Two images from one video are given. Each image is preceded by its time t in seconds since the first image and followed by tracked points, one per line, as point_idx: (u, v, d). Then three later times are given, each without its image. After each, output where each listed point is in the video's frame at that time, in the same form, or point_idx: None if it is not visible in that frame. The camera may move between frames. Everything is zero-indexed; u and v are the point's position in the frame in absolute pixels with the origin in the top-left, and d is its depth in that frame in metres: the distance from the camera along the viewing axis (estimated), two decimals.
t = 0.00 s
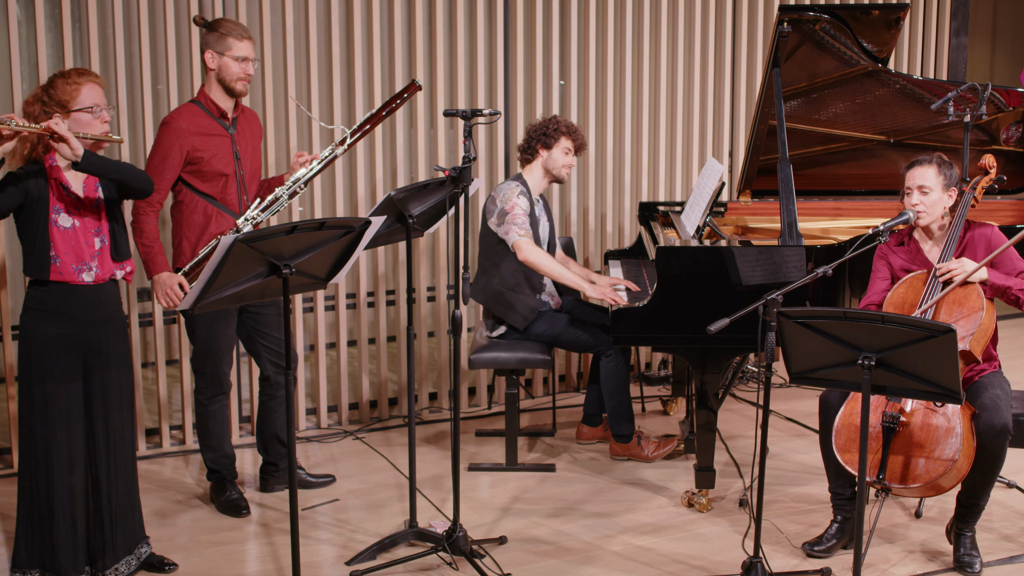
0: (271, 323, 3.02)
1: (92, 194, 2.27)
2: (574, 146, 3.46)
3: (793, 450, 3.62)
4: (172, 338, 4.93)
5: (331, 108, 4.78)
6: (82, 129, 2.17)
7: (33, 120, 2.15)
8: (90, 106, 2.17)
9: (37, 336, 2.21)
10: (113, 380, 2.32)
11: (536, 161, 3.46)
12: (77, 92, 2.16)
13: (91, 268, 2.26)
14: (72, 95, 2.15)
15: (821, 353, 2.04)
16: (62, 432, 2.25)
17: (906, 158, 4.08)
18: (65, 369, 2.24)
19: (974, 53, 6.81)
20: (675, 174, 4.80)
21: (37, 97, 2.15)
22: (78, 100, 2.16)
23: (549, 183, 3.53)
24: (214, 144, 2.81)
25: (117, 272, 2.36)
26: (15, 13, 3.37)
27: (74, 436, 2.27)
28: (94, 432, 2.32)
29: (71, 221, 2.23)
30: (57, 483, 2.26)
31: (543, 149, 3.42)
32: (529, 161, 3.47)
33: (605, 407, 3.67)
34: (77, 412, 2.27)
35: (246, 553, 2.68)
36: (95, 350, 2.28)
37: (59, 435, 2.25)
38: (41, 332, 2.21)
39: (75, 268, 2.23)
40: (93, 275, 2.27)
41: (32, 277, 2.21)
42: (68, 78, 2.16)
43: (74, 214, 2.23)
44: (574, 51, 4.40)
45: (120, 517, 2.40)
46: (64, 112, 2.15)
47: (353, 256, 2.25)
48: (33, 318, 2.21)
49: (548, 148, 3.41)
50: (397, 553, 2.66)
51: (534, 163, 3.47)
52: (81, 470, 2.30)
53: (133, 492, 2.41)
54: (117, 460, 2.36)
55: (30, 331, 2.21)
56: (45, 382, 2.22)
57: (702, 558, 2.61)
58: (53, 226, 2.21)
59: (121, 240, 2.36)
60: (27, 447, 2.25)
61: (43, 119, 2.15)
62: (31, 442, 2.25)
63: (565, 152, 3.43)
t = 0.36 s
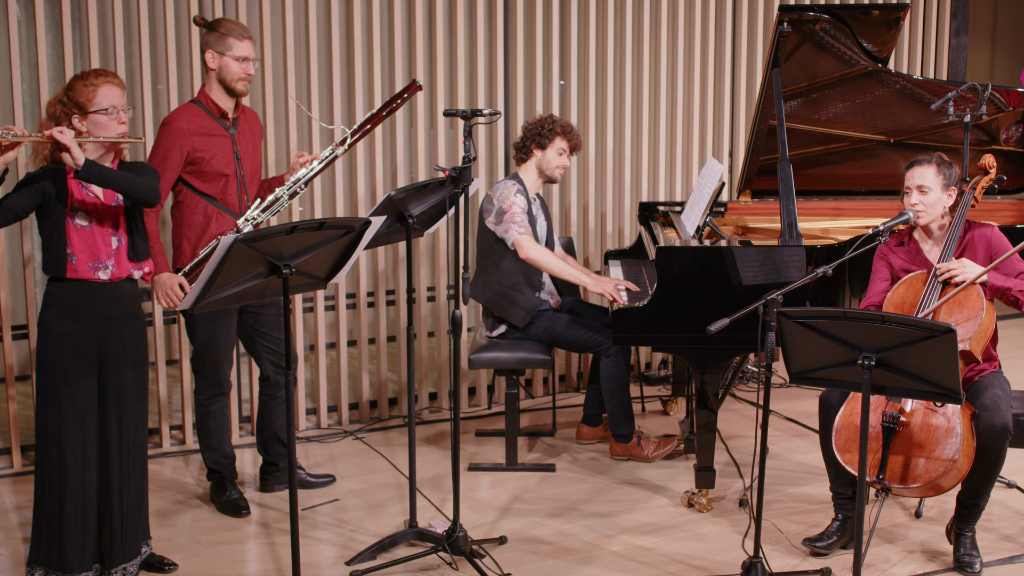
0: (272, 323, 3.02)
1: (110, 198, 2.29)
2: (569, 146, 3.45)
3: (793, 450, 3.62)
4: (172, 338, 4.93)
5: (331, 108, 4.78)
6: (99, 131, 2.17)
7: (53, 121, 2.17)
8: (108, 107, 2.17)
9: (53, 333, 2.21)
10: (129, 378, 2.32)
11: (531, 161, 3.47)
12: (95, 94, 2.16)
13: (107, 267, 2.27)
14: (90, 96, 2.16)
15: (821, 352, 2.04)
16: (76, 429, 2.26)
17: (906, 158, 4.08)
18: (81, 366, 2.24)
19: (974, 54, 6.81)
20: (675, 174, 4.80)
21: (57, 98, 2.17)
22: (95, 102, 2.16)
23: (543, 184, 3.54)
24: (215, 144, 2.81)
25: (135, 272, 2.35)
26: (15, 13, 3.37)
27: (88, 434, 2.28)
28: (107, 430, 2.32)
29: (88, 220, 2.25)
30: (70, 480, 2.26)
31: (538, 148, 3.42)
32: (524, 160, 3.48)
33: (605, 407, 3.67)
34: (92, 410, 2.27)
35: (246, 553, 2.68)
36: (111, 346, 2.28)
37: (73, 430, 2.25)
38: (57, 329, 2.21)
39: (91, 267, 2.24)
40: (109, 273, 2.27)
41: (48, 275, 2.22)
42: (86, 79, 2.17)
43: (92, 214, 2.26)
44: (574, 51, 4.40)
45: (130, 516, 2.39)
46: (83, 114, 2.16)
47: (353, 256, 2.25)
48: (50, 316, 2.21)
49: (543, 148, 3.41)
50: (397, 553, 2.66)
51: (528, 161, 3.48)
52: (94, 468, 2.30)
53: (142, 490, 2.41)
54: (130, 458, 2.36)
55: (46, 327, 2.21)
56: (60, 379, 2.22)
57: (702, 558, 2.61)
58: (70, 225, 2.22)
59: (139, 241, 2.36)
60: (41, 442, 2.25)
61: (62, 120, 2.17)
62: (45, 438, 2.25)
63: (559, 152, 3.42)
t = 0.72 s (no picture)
0: (273, 323, 3.03)
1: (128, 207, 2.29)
2: (569, 158, 3.44)
3: (793, 450, 3.62)
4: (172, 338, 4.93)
5: (331, 107, 4.78)
6: (116, 135, 2.20)
7: (71, 126, 2.19)
8: (123, 111, 2.18)
9: (67, 330, 2.22)
10: (142, 375, 2.33)
11: (528, 169, 3.47)
12: (109, 98, 2.17)
13: (123, 268, 2.27)
14: (105, 101, 2.16)
15: (821, 352, 2.04)
16: (88, 425, 2.26)
17: (906, 158, 4.08)
18: (94, 363, 2.25)
19: (974, 54, 6.81)
20: (675, 174, 4.80)
21: (73, 103, 2.18)
22: (111, 106, 2.17)
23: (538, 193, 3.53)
24: (215, 144, 2.81)
25: (151, 274, 2.35)
26: (15, 13, 3.37)
27: (100, 431, 2.28)
28: (119, 427, 2.32)
29: (105, 220, 2.25)
30: (82, 477, 2.27)
31: (535, 156, 3.43)
32: (522, 167, 3.48)
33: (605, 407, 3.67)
34: (104, 407, 2.28)
35: (246, 553, 2.68)
36: (124, 343, 2.28)
37: (85, 426, 2.25)
38: (71, 326, 2.22)
39: (106, 268, 2.24)
40: (124, 274, 2.27)
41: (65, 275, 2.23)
42: (99, 84, 2.17)
43: (109, 215, 2.26)
44: (574, 51, 4.40)
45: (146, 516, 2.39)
46: (99, 119, 2.18)
47: (353, 256, 2.25)
48: (63, 313, 2.22)
49: (541, 156, 3.41)
50: (397, 553, 2.66)
51: (525, 167, 3.48)
52: (107, 465, 2.31)
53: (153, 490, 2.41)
54: (143, 457, 2.36)
55: (60, 325, 2.22)
56: (73, 376, 2.23)
57: (702, 558, 2.61)
58: (86, 226, 2.23)
59: (156, 246, 2.36)
60: (52, 439, 2.26)
61: (79, 126, 2.19)
62: (58, 435, 2.25)
63: (558, 162, 3.42)
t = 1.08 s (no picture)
0: (273, 322, 3.02)
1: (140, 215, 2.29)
2: (569, 159, 3.45)
3: (793, 450, 3.62)
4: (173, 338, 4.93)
5: (331, 107, 4.78)
6: (133, 141, 2.20)
7: (87, 123, 2.19)
8: (143, 119, 2.20)
9: (76, 328, 2.23)
10: (151, 373, 2.32)
11: (530, 172, 3.47)
12: (131, 104, 2.18)
13: (131, 269, 2.26)
14: (126, 106, 2.17)
15: (821, 352, 2.04)
16: (96, 423, 2.26)
17: (906, 158, 4.08)
18: (102, 361, 2.25)
19: (974, 54, 6.81)
20: (675, 174, 4.80)
21: (92, 100, 2.18)
22: (131, 112, 2.18)
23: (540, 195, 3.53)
24: (216, 144, 2.81)
25: (160, 275, 2.33)
26: (15, 13, 3.36)
27: (107, 429, 2.28)
28: (126, 426, 2.32)
29: (115, 222, 2.25)
30: (89, 475, 2.27)
31: (537, 160, 3.43)
32: (523, 171, 3.48)
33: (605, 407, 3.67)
34: (112, 404, 2.28)
35: (246, 553, 2.68)
36: (134, 344, 2.29)
37: (93, 425, 2.26)
38: (80, 324, 2.23)
39: (115, 268, 2.24)
40: (132, 275, 2.27)
41: (74, 274, 2.23)
42: (123, 88, 2.18)
43: (119, 216, 2.25)
44: (574, 51, 4.40)
45: (154, 516, 2.39)
46: (117, 122, 2.18)
47: (353, 256, 2.25)
48: (74, 311, 2.23)
49: (542, 160, 3.41)
50: (397, 553, 2.66)
51: (527, 172, 3.48)
52: (114, 463, 2.31)
53: (161, 488, 2.41)
54: (151, 456, 2.36)
55: (69, 323, 2.23)
56: (82, 374, 2.23)
57: (702, 558, 2.61)
58: (96, 227, 2.22)
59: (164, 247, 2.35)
60: (60, 437, 2.26)
61: (94, 124, 2.19)
62: (66, 433, 2.26)
63: (559, 164, 3.42)
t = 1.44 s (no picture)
0: (274, 322, 3.02)
1: (145, 202, 2.26)
2: (569, 154, 3.45)
3: (793, 450, 3.62)
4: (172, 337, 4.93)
5: (331, 107, 4.78)
6: (146, 139, 2.21)
7: (99, 121, 2.19)
8: (156, 116, 2.20)
9: (80, 327, 2.23)
10: (153, 372, 2.32)
11: (531, 172, 3.47)
12: (144, 101, 2.19)
13: (137, 269, 2.26)
14: (139, 104, 2.18)
15: (821, 352, 2.04)
16: (98, 422, 2.27)
17: (906, 158, 4.08)
18: (106, 359, 2.25)
19: (974, 54, 6.81)
20: (675, 174, 4.80)
21: (105, 99, 2.18)
22: (144, 110, 2.19)
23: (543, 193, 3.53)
24: (216, 144, 2.82)
25: (165, 275, 2.33)
26: (15, 13, 3.36)
27: (109, 427, 2.29)
28: (129, 424, 2.33)
29: (122, 221, 2.24)
30: (91, 473, 2.27)
31: (537, 160, 3.43)
32: (524, 171, 3.48)
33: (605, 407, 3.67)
34: (114, 403, 2.28)
35: (246, 553, 2.68)
36: (136, 342, 2.29)
37: (96, 424, 2.26)
38: (84, 322, 2.23)
39: (120, 267, 2.24)
40: (137, 275, 2.27)
41: (80, 272, 2.24)
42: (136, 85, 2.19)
43: (126, 215, 2.24)
44: (574, 51, 4.40)
45: (155, 514, 2.39)
46: (129, 120, 2.18)
47: (353, 256, 2.25)
48: (78, 309, 2.23)
49: (542, 157, 3.41)
50: (397, 553, 2.66)
51: (529, 172, 3.47)
52: (115, 462, 2.31)
53: (162, 488, 2.40)
54: (153, 455, 2.36)
55: (74, 321, 2.23)
56: (85, 372, 2.23)
57: (702, 558, 2.61)
58: (103, 225, 2.22)
59: (170, 247, 2.35)
60: (63, 436, 2.27)
61: (107, 123, 2.19)
62: (68, 430, 2.26)
63: (560, 160, 3.42)
